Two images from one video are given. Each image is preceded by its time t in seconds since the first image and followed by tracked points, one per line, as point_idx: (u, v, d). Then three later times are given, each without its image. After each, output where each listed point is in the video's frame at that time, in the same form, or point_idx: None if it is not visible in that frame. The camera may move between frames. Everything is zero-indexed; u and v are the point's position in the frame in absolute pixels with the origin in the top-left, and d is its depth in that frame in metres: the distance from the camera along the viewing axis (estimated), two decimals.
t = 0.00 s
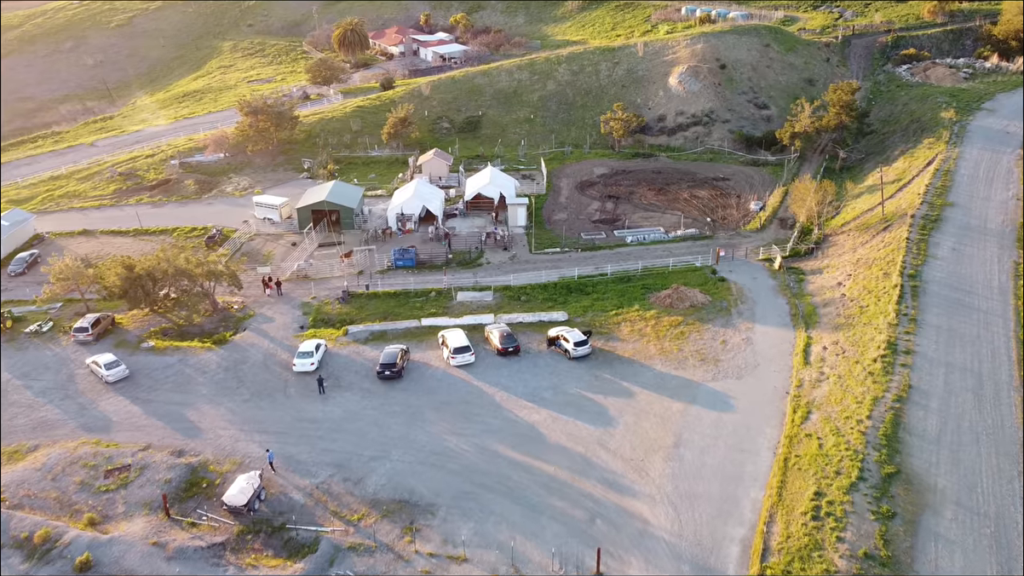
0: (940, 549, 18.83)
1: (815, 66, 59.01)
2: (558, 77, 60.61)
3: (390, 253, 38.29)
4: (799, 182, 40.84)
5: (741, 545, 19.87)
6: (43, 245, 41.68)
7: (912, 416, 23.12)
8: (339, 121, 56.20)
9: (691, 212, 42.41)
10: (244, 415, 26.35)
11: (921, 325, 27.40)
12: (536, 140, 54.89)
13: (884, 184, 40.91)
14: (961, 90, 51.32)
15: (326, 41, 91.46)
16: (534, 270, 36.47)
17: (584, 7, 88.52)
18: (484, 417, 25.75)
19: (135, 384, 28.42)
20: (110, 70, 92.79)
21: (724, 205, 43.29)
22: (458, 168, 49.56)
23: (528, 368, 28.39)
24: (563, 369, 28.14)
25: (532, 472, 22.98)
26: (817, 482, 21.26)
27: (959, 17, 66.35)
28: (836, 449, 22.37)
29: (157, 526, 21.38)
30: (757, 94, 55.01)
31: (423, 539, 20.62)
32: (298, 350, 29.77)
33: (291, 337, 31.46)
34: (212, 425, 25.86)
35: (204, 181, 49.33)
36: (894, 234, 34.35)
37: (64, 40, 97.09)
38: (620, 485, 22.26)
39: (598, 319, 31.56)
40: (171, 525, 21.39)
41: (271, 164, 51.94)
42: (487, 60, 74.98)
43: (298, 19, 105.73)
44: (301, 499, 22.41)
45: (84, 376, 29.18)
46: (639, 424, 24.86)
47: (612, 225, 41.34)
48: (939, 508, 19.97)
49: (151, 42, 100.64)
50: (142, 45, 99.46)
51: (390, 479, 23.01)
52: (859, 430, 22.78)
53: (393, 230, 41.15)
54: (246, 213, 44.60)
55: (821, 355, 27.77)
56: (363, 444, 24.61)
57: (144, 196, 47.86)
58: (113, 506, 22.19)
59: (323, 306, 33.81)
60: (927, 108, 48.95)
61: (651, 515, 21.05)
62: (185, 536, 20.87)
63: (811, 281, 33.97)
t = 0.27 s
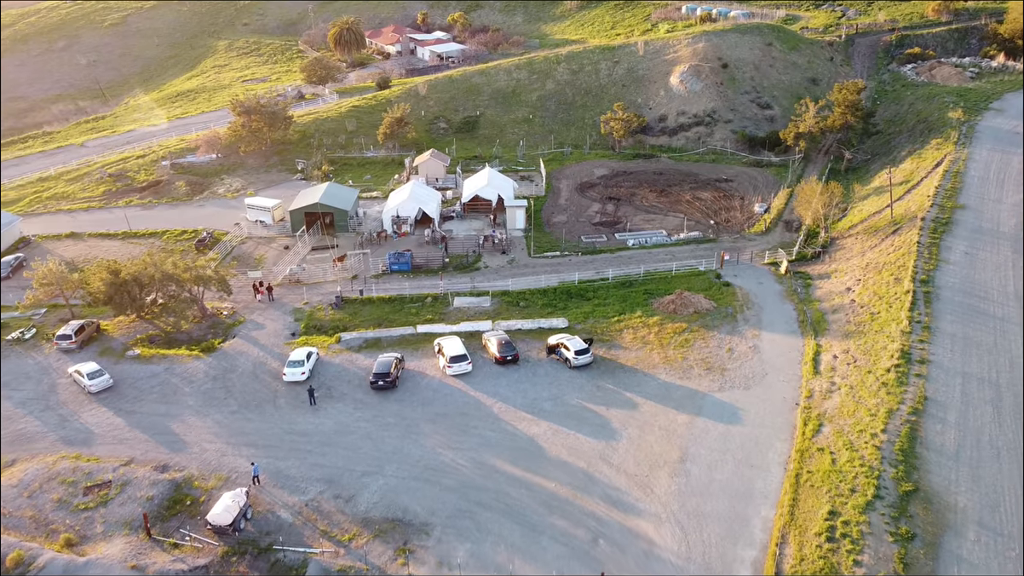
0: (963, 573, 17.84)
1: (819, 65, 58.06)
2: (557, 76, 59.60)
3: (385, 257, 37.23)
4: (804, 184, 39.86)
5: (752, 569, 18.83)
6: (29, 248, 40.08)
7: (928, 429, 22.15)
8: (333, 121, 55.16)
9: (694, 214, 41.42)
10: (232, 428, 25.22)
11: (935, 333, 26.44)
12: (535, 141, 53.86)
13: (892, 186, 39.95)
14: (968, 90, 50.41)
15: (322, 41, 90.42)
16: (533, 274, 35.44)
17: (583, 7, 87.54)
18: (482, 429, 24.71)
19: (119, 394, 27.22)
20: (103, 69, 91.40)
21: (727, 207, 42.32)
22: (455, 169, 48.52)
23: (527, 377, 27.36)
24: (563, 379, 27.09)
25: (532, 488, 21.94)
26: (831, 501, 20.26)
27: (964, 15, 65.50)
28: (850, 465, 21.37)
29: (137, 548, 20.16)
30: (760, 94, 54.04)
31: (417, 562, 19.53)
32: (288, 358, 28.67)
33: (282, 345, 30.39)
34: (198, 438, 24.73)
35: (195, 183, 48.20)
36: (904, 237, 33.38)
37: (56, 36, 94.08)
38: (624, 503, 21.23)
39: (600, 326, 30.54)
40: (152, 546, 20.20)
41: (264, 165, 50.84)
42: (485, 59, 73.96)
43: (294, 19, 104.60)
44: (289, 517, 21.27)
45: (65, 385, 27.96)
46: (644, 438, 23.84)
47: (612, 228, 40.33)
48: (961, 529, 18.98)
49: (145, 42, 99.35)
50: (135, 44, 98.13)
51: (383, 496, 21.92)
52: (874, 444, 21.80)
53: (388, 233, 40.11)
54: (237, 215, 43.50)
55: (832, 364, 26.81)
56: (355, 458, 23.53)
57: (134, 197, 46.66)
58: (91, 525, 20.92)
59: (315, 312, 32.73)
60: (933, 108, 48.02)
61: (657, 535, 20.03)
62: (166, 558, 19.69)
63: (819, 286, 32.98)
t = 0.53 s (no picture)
0: None
1: (823, 64, 57.12)
2: (557, 76, 58.59)
3: (380, 261, 36.18)
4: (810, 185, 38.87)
5: None
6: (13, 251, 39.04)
7: (947, 444, 21.17)
8: (329, 121, 54.12)
9: (698, 217, 40.42)
10: (218, 441, 24.10)
11: (950, 341, 25.46)
12: (534, 141, 52.84)
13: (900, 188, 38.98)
14: (975, 89, 49.48)
15: (318, 40, 89.38)
16: (533, 279, 34.42)
17: (583, 6, 86.56)
18: (480, 442, 23.65)
19: (102, 405, 26.00)
20: (96, 68, 90.10)
21: (731, 209, 41.32)
22: (452, 170, 47.48)
23: (527, 387, 26.32)
24: (564, 389, 26.06)
25: (533, 507, 20.90)
26: (847, 521, 19.25)
27: (969, 14, 64.60)
28: (866, 482, 20.40)
29: (116, 571, 18.94)
30: (764, 93, 53.07)
31: None
32: (278, 367, 27.59)
33: (273, 353, 29.32)
34: (183, 453, 23.58)
35: (187, 184, 47.09)
36: (915, 240, 32.40)
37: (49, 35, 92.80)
38: (630, 522, 20.19)
39: (602, 333, 29.52)
40: (133, 570, 18.91)
41: (258, 166, 49.76)
42: (484, 59, 72.94)
43: (290, 19, 103.47)
44: (277, 538, 20.14)
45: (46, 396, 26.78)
46: (649, 452, 22.82)
47: (614, 231, 39.31)
48: (985, 551, 17.99)
49: (139, 41, 98.11)
50: (130, 44, 96.88)
51: (376, 515, 20.84)
52: (891, 461, 20.83)
53: (384, 236, 39.02)
54: (229, 218, 42.41)
55: (843, 374, 25.86)
56: (347, 474, 22.43)
57: (124, 199, 45.51)
58: (68, 546, 19.63)
59: (308, 319, 31.66)
60: (941, 107, 47.05)
61: (664, 557, 19.00)
62: None
63: (828, 291, 31.99)
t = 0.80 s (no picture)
0: None
1: (833, 63, 55.99)
2: (562, 75, 57.57)
3: (381, 265, 35.19)
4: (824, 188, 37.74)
5: None
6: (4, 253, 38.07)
7: (975, 462, 20.08)
8: (330, 121, 53.18)
9: (707, 220, 39.32)
10: (210, 455, 23.10)
11: (974, 352, 24.34)
12: (538, 141, 51.81)
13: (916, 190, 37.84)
14: (991, 89, 48.29)
15: (320, 39, 88.53)
16: (537, 284, 33.36)
17: (588, 5, 85.53)
18: (482, 457, 22.60)
19: (91, 415, 25.00)
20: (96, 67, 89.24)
21: (742, 212, 40.23)
22: (455, 171, 46.47)
23: (531, 399, 25.27)
24: (571, 400, 25.01)
25: (538, 526, 19.84)
26: (872, 546, 18.18)
27: (983, 13, 63.39)
28: (890, 503, 19.31)
29: None
30: (774, 93, 51.97)
31: None
32: (274, 376, 26.60)
33: (268, 361, 28.30)
34: (173, 467, 22.56)
35: (184, 185, 46.14)
36: (934, 245, 31.23)
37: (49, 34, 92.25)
38: (641, 545, 19.12)
39: (609, 341, 28.46)
40: None
41: (257, 167, 48.80)
42: (487, 58, 71.94)
43: (292, 18, 102.65)
44: (269, 558, 19.04)
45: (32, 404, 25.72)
46: (659, 469, 21.76)
47: (621, 234, 38.24)
48: None
49: (140, 41, 97.25)
50: (130, 43, 96.04)
51: (373, 534, 19.78)
52: (916, 480, 19.76)
53: (385, 239, 38.04)
54: (227, 219, 41.45)
55: (862, 386, 24.79)
56: (343, 490, 21.40)
57: (120, 201, 44.61)
58: (49, 568, 18.19)
59: (305, 325, 30.68)
60: (956, 107, 45.86)
61: None
62: None
63: (843, 298, 30.87)
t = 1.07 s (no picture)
0: None
1: (850, 63, 54.68)
2: (572, 74, 56.51)
3: (385, 269, 34.26)
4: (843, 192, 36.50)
5: None
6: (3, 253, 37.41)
7: (1011, 484, 18.86)
8: (335, 120, 52.34)
9: (721, 223, 38.19)
10: (205, 468, 22.25)
11: (1006, 365, 23.09)
12: (548, 142, 50.77)
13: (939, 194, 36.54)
14: (1014, 89, 46.86)
15: (327, 38, 87.82)
16: (546, 289, 32.34)
17: (598, 3, 84.43)
18: (488, 473, 21.58)
19: (83, 425, 24.22)
20: (102, 65, 88.82)
21: (757, 215, 39.07)
22: (462, 172, 45.50)
23: (540, 411, 24.23)
24: (581, 412, 23.95)
25: (546, 548, 18.80)
26: None
27: (1003, 12, 61.86)
28: (920, 528, 18.16)
29: None
30: (789, 93, 50.74)
31: None
32: (273, 385, 25.71)
33: (268, 368, 27.44)
34: (166, 481, 21.72)
35: (187, 185, 45.41)
36: (960, 251, 29.94)
37: (56, 32, 91.88)
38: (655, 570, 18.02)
39: (621, 349, 27.40)
40: None
41: (261, 167, 48.02)
42: (496, 57, 70.97)
43: (299, 17, 102.01)
44: None
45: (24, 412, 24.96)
46: (674, 487, 20.67)
47: (632, 238, 37.16)
48: None
49: (147, 39, 96.84)
50: (138, 41, 95.61)
51: (373, 555, 18.81)
52: (948, 503, 18.58)
53: (390, 242, 37.15)
54: (229, 221, 40.65)
55: (887, 400, 23.44)
56: (343, 507, 20.46)
57: (121, 201, 43.91)
58: None
59: (307, 330, 29.79)
60: (978, 108, 44.46)
61: None
62: None
63: (864, 306, 29.65)
